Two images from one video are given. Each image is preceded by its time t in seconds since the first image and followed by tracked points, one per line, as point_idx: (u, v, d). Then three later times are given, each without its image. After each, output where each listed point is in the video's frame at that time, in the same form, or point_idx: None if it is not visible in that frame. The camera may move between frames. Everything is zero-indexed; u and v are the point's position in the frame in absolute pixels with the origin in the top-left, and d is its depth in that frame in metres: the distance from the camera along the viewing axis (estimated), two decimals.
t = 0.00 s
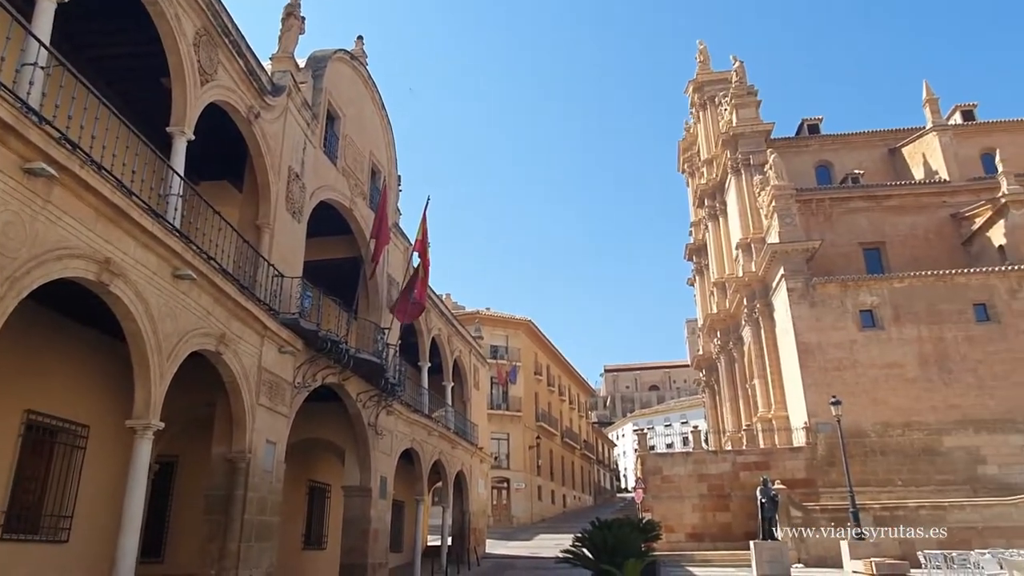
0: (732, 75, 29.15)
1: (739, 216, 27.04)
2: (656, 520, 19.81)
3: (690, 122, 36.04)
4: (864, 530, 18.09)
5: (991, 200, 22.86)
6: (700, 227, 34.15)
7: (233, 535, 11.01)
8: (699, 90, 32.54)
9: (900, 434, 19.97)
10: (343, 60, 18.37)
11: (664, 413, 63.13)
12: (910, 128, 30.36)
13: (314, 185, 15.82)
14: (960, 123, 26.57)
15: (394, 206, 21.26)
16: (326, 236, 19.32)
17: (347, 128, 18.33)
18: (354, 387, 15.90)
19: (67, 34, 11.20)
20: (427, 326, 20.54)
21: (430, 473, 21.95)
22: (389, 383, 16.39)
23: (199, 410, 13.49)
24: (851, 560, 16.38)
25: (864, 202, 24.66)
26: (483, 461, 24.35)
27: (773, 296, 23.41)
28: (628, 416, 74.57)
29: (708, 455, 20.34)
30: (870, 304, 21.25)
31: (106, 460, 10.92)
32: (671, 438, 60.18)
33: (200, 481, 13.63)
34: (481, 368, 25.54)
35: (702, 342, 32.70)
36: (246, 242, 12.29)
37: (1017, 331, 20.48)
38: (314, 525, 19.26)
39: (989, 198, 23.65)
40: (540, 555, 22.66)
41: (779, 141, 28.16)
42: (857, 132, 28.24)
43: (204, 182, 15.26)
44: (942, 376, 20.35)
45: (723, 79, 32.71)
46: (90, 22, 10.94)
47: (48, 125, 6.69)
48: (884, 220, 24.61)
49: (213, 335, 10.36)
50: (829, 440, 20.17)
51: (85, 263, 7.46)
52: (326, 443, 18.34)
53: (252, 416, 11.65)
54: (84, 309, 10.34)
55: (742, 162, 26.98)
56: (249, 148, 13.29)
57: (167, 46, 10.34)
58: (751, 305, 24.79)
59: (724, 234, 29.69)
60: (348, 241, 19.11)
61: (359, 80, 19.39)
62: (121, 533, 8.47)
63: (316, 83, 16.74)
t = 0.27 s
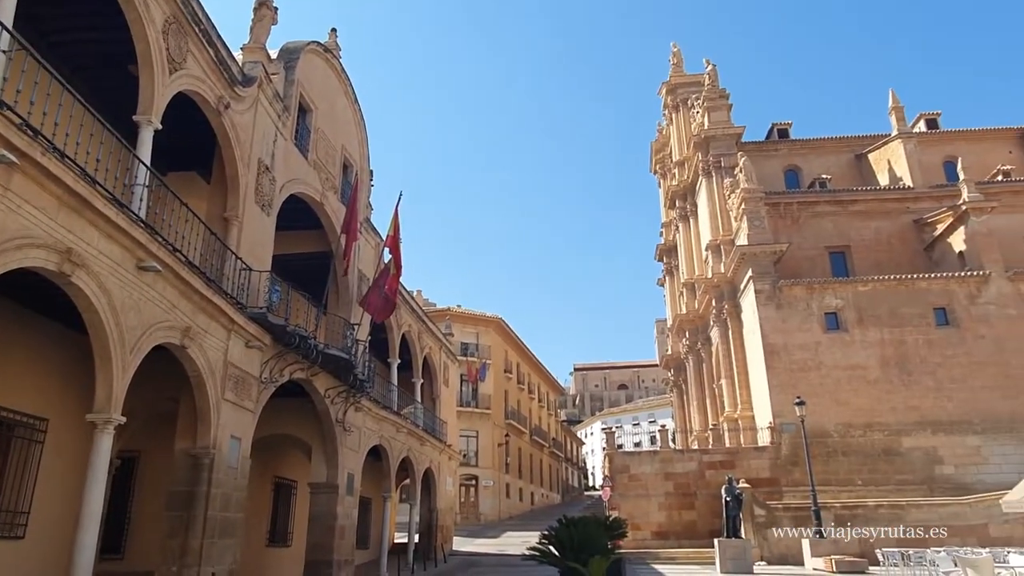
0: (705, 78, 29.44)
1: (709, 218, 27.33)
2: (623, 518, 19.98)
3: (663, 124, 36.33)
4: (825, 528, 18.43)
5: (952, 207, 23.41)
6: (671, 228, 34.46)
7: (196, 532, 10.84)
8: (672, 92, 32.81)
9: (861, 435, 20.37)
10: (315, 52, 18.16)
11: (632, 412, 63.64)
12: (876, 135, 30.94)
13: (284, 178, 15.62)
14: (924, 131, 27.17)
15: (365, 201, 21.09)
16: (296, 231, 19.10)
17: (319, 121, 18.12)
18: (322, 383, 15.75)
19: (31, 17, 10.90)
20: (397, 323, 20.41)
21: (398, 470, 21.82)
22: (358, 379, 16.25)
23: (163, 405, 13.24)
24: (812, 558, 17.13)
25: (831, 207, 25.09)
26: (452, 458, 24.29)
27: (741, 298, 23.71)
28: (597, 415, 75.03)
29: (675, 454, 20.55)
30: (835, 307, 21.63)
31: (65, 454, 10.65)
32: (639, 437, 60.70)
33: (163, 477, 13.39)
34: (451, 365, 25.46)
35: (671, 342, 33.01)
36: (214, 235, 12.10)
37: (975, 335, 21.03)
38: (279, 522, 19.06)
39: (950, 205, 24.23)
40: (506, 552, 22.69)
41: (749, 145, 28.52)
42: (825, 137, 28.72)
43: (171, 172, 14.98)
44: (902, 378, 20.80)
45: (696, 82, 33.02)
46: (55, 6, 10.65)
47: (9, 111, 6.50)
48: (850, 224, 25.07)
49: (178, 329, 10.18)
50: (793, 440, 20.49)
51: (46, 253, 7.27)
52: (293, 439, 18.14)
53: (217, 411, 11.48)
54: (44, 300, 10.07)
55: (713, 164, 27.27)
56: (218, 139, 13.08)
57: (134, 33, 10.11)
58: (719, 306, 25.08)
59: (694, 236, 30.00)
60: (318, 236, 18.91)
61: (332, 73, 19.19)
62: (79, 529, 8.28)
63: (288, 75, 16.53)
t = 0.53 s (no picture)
0: (681, 79, 29.66)
1: (683, 218, 27.56)
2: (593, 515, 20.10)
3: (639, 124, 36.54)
4: (792, 526, 18.62)
5: (919, 212, 23.88)
6: (645, 228, 34.68)
7: (162, 528, 10.68)
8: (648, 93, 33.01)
9: (828, 434, 20.71)
10: (290, 44, 17.94)
11: (604, 410, 64.01)
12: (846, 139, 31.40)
13: (257, 171, 15.41)
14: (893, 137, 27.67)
15: (340, 196, 20.92)
16: (267, 224, 18.89)
17: (292, 114, 17.92)
18: (293, 378, 15.60)
19: None
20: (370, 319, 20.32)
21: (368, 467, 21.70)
22: (329, 375, 16.12)
23: (129, 399, 12.99)
24: (779, 555, 17.41)
25: (802, 210, 25.45)
26: (423, 455, 24.22)
27: (713, 298, 23.96)
28: (569, 413, 75.34)
29: (645, 452, 20.72)
30: (804, 308, 21.95)
31: (26, 448, 10.39)
32: (610, 435, 61.13)
33: (129, 472, 13.14)
34: (424, 361, 25.37)
35: (643, 341, 33.25)
36: (184, 228, 11.90)
37: (939, 338, 21.49)
38: (247, 518, 18.87)
39: (917, 210, 24.71)
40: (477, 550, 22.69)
41: (723, 147, 28.80)
42: (797, 141, 29.12)
43: (141, 162, 14.69)
44: (868, 379, 21.18)
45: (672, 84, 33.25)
46: None
47: None
48: (820, 227, 25.46)
49: (145, 322, 10.00)
50: (761, 439, 20.74)
51: (10, 243, 7.11)
52: (263, 435, 17.95)
53: (184, 406, 11.31)
54: (6, 291, 9.82)
55: (688, 165, 27.49)
56: (189, 130, 12.86)
57: (104, 20, 9.90)
58: (691, 306, 25.31)
59: (668, 236, 30.23)
60: (291, 230, 18.72)
61: (307, 66, 18.99)
62: (40, 525, 8.10)
63: (262, 66, 16.31)
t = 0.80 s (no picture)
0: (660, 81, 29.83)
1: (661, 219, 27.72)
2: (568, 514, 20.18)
3: (618, 124, 36.69)
4: (764, 525, 18.79)
5: (892, 216, 24.24)
6: (623, 228, 34.84)
7: (132, 526, 10.52)
8: (628, 94, 33.15)
9: (801, 434, 20.97)
10: (268, 37, 17.75)
11: (581, 409, 64.23)
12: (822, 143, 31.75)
13: (233, 165, 15.23)
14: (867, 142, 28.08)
15: (317, 191, 20.75)
16: (243, 219, 18.69)
17: (270, 108, 17.73)
18: (268, 375, 15.45)
19: None
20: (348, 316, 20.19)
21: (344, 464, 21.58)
22: (305, 372, 15.99)
23: (99, 395, 12.77)
24: (751, 553, 17.60)
25: (778, 212, 25.73)
26: (399, 453, 24.12)
27: (689, 298, 24.13)
28: (546, 411, 75.51)
29: (621, 451, 20.84)
30: (779, 309, 22.20)
31: None
32: (586, 433, 61.39)
33: (99, 470, 12.92)
34: (401, 359, 25.26)
35: (620, 341, 33.40)
36: (158, 221, 11.72)
37: (909, 340, 21.85)
38: (220, 516, 18.66)
39: (890, 213, 25.08)
40: (452, 548, 22.66)
41: (702, 148, 29.02)
42: (774, 144, 29.43)
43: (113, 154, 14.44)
44: (841, 380, 21.47)
45: (652, 85, 33.43)
46: None
47: None
48: (795, 230, 25.77)
49: (116, 317, 9.84)
50: (735, 438, 20.95)
51: None
52: (237, 432, 17.76)
53: (157, 402, 11.14)
54: None
55: (666, 166, 27.65)
56: (164, 122, 12.68)
57: (77, 9, 9.71)
58: (668, 306, 25.47)
59: (646, 236, 30.40)
60: (268, 225, 18.53)
61: (285, 60, 18.80)
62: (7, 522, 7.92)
63: (240, 59, 16.12)
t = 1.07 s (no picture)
0: (642, 81, 29.96)
1: (641, 218, 27.85)
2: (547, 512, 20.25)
3: (600, 124, 36.80)
4: (740, 523, 18.93)
5: (868, 218, 24.55)
6: (604, 227, 34.95)
7: (104, 524, 10.37)
8: (609, 94, 33.25)
9: (777, 433, 21.20)
10: (248, 30, 17.55)
11: (560, 408, 64.38)
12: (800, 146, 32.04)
13: (211, 159, 15.05)
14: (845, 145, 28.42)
15: (297, 187, 20.59)
16: (221, 214, 18.48)
17: (250, 102, 17.54)
18: (245, 371, 15.30)
19: None
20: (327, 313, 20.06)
21: (321, 462, 21.45)
22: (283, 368, 15.86)
23: (72, 391, 12.56)
24: (726, 551, 17.76)
25: (757, 213, 25.96)
26: (378, 451, 24.02)
27: (669, 298, 24.28)
28: (525, 409, 75.60)
29: (599, 450, 20.95)
30: (757, 310, 22.42)
31: None
32: (565, 432, 61.59)
33: (71, 467, 12.71)
34: (380, 356, 25.15)
35: (600, 339, 33.52)
36: (134, 215, 11.56)
37: (883, 340, 22.16)
38: (194, 514, 18.47)
39: (866, 216, 25.41)
40: (430, 546, 22.62)
41: (682, 149, 29.18)
42: (754, 146, 29.69)
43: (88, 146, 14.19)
44: (816, 380, 21.73)
45: (633, 85, 33.56)
46: None
47: None
48: (773, 231, 26.03)
49: (90, 312, 9.69)
50: (713, 437, 21.13)
51: None
52: (213, 429, 17.58)
53: (131, 398, 11.00)
54: None
55: (647, 166, 27.78)
56: (141, 115, 12.49)
57: None
58: (648, 305, 25.62)
59: (626, 235, 30.53)
60: (246, 220, 18.35)
61: (265, 54, 18.61)
62: None
63: (218, 52, 15.95)
